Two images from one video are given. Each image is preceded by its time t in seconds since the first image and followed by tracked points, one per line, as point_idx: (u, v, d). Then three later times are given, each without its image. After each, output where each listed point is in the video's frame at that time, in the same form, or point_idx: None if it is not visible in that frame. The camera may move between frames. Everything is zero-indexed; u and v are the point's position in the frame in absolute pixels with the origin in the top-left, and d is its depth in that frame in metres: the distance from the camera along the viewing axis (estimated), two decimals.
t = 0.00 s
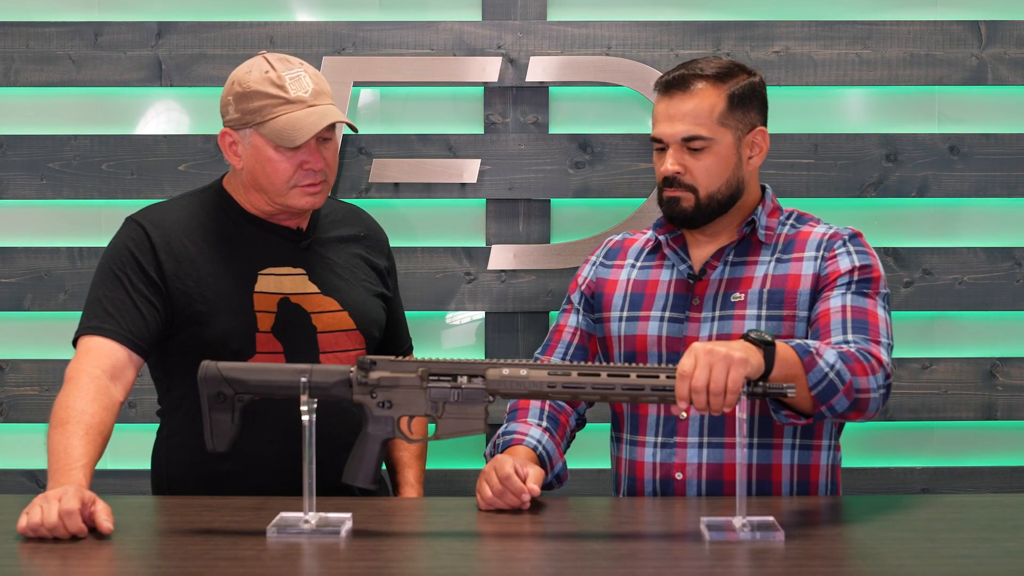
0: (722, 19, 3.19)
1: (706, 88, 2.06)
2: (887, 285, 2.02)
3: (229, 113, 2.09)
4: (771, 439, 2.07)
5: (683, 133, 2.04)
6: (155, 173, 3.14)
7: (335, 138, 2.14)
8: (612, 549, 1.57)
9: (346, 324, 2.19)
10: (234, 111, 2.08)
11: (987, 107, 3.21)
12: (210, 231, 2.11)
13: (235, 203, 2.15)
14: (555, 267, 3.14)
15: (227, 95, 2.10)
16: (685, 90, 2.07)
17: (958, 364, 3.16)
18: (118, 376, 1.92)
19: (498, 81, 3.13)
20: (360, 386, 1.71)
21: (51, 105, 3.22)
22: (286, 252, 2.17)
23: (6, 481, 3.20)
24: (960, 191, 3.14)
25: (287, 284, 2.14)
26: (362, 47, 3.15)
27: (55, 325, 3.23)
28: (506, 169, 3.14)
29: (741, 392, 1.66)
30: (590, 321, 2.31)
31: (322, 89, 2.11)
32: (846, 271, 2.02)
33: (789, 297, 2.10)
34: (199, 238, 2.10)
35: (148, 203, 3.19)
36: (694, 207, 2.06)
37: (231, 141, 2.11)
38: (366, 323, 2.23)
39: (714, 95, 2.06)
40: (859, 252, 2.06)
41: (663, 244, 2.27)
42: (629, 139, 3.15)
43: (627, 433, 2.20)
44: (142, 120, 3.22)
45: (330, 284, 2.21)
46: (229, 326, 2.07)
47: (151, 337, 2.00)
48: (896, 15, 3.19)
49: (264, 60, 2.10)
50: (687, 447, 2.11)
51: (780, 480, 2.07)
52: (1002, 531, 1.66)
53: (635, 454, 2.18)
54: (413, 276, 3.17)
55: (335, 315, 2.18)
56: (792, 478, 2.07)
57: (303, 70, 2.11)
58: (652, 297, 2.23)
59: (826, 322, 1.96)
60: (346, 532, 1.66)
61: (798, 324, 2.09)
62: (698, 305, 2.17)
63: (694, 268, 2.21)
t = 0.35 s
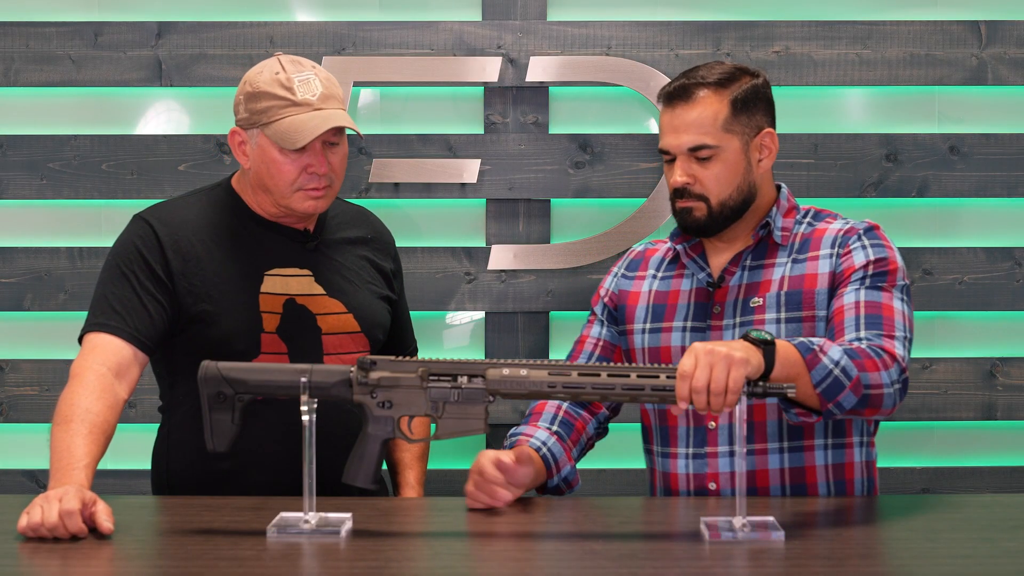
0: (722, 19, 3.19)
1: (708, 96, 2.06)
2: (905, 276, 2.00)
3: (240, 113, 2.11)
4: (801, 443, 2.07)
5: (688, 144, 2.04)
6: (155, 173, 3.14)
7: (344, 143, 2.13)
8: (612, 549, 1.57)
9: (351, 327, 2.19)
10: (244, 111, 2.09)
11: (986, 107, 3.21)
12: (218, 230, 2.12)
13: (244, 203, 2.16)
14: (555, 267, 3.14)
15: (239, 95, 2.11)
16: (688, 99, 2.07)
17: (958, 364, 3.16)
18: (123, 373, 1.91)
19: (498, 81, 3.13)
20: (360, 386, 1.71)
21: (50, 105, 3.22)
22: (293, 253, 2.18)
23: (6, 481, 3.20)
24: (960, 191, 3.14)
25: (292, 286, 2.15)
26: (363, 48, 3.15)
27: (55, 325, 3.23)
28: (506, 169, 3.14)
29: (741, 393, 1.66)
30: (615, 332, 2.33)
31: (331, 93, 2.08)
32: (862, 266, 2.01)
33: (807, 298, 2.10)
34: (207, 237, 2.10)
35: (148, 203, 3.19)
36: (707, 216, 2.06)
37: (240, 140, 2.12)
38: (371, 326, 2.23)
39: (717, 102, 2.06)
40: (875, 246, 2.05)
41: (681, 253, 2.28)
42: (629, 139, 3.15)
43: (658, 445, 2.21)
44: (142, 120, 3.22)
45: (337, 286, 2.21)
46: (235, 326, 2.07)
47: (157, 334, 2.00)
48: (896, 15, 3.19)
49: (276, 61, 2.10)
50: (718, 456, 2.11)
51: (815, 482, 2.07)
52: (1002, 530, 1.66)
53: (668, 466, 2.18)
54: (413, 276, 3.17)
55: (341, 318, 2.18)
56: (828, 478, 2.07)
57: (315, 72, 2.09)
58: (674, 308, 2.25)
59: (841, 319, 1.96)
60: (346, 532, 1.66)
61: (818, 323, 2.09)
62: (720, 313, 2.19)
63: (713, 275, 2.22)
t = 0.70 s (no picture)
0: (722, 19, 3.19)
1: (714, 100, 2.05)
2: (911, 277, 2.00)
3: (236, 115, 2.11)
4: (812, 446, 2.07)
5: (698, 150, 2.03)
6: (155, 173, 3.14)
7: (337, 148, 2.10)
8: (612, 549, 1.56)
9: (354, 324, 2.19)
10: (239, 114, 2.09)
11: (986, 107, 3.21)
12: (221, 229, 2.11)
13: (244, 204, 2.15)
14: (555, 267, 3.14)
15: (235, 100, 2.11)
16: (694, 105, 2.06)
17: (958, 364, 3.16)
18: (124, 374, 1.91)
19: (498, 81, 3.13)
20: (360, 386, 1.71)
21: (50, 105, 3.22)
22: (296, 253, 2.17)
23: (6, 481, 3.20)
24: (960, 191, 3.14)
25: (295, 284, 2.15)
26: (363, 48, 3.15)
27: (55, 325, 3.23)
28: (506, 170, 3.14)
29: (742, 392, 1.66)
30: (625, 337, 2.35)
31: (324, 98, 2.07)
32: (867, 268, 2.01)
33: (814, 301, 2.11)
34: (208, 237, 2.09)
35: (148, 203, 3.19)
36: (721, 222, 2.06)
37: (237, 142, 2.12)
38: (374, 324, 2.23)
39: (723, 106, 2.05)
40: (880, 247, 2.05)
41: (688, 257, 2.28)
42: (630, 139, 3.16)
43: (669, 449, 2.21)
44: (142, 120, 3.22)
45: (340, 284, 2.21)
46: (237, 325, 2.07)
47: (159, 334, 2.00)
48: (896, 15, 3.19)
49: (272, 64, 2.10)
50: (728, 461, 2.11)
51: (826, 484, 2.07)
52: (1002, 531, 1.66)
53: (678, 470, 2.19)
54: (413, 276, 3.17)
55: (345, 315, 2.19)
56: (839, 480, 2.07)
57: (307, 77, 2.09)
58: (682, 312, 2.26)
59: (845, 321, 1.97)
60: (346, 532, 1.66)
61: (825, 326, 2.09)
62: (728, 318, 2.20)
63: (720, 279, 2.23)
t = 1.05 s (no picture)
0: (722, 19, 3.19)
1: (695, 94, 2.06)
2: (876, 283, 2.04)
3: (235, 113, 2.10)
4: (769, 444, 2.07)
5: (677, 142, 2.03)
6: (155, 173, 3.14)
7: (337, 148, 2.09)
8: (613, 549, 1.56)
9: (349, 324, 2.18)
10: (239, 112, 2.08)
11: (987, 107, 3.21)
12: (217, 224, 2.11)
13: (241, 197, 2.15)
14: (554, 267, 3.14)
15: (235, 96, 2.10)
16: (675, 97, 2.06)
17: (958, 364, 3.16)
18: (119, 373, 1.92)
19: (498, 81, 3.13)
20: (360, 386, 1.71)
21: (50, 105, 3.22)
22: (293, 250, 2.17)
23: (6, 481, 3.20)
24: (960, 191, 3.14)
25: (291, 283, 2.14)
26: (362, 48, 3.15)
27: (55, 325, 3.23)
28: (506, 170, 3.14)
29: (742, 392, 1.67)
30: (582, 329, 2.31)
31: (324, 97, 2.07)
32: (836, 272, 2.04)
33: (781, 301, 2.12)
34: (205, 233, 2.09)
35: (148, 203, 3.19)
36: (693, 216, 2.07)
37: (236, 140, 2.12)
38: (371, 324, 2.22)
39: (704, 100, 2.06)
40: (849, 252, 2.07)
41: (651, 249, 2.28)
42: (630, 139, 3.15)
43: (621, 440, 2.20)
44: (142, 120, 3.22)
45: (337, 284, 2.20)
46: (230, 322, 2.07)
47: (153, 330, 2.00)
48: (897, 15, 3.19)
49: (273, 61, 2.09)
50: (684, 453, 2.12)
51: (778, 483, 2.07)
52: (1002, 531, 1.66)
53: (630, 460, 2.18)
54: (413, 276, 3.17)
55: (339, 315, 2.17)
56: (789, 479, 2.07)
57: (308, 76, 2.08)
58: (644, 304, 2.23)
59: (818, 322, 1.99)
60: (346, 532, 1.66)
61: (790, 326, 2.11)
62: (691, 312, 2.17)
63: (684, 273, 2.22)
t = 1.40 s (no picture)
0: (722, 19, 3.19)
1: (662, 93, 2.12)
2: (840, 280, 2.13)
3: (213, 106, 2.07)
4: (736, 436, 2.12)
5: (645, 139, 2.09)
6: (156, 174, 3.14)
7: (320, 139, 2.09)
8: (612, 549, 1.56)
9: (326, 323, 2.16)
10: (218, 105, 2.06)
11: (987, 107, 3.21)
12: (193, 223, 2.10)
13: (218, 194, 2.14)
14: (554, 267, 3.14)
15: (213, 88, 2.07)
16: (643, 95, 2.12)
17: (958, 364, 3.17)
18: (97, 378, 1.93)
19: (497, 81, 3.13)
20: (360, 386, 1.71)
21: (50, 105, 3.22)
22: (270, 247, 2.15)
23: (6, 481, 3.20)
24: (960, 191, 3.14)
25: (268, 280, 2.13)
26: (362, 47, 3.15)
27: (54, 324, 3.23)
28: (506, 170, 3.14)
29: (742, 392, 1.67)
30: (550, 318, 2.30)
31: (307, 89, 2.07)
32: (805, 267, 2.11)
33: (749, 295, 2.17)
34: (181, 233, 2.08)
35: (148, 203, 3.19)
36: (659, 213, 2.12)
37: (214, 134, 2.09)
38: (348, 323, 2.20)
39: (671, 99, 2.12)
40: (813, 251, 2.16)
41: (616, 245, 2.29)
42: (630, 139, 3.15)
43: (583, 434, 2.20)
44: (142, 120, 3.22)
45: (315, 283, 2.19)
46: (204, 322, 2.05)
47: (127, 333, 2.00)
48: (897, 15, 3.19)
49: (252, 54, 2.07)
50: (653, 445, 2.15)
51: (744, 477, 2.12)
52: (1002, 531, 1.66)
53: (595, 454, 2.18)
54: (413, 276, 3.17)
55: (317, 313, 2.16)
56: (754, 474, 2.12)
57: (289, 68, 2.08)
58: (612, 297, 2.25)
59: (790, 315, 2.04)
60: (346, 532, 1.66)
61: (759, 320, 2.16)
62: (660, 305, 2.21)
63: (650, 268, 2.25)
